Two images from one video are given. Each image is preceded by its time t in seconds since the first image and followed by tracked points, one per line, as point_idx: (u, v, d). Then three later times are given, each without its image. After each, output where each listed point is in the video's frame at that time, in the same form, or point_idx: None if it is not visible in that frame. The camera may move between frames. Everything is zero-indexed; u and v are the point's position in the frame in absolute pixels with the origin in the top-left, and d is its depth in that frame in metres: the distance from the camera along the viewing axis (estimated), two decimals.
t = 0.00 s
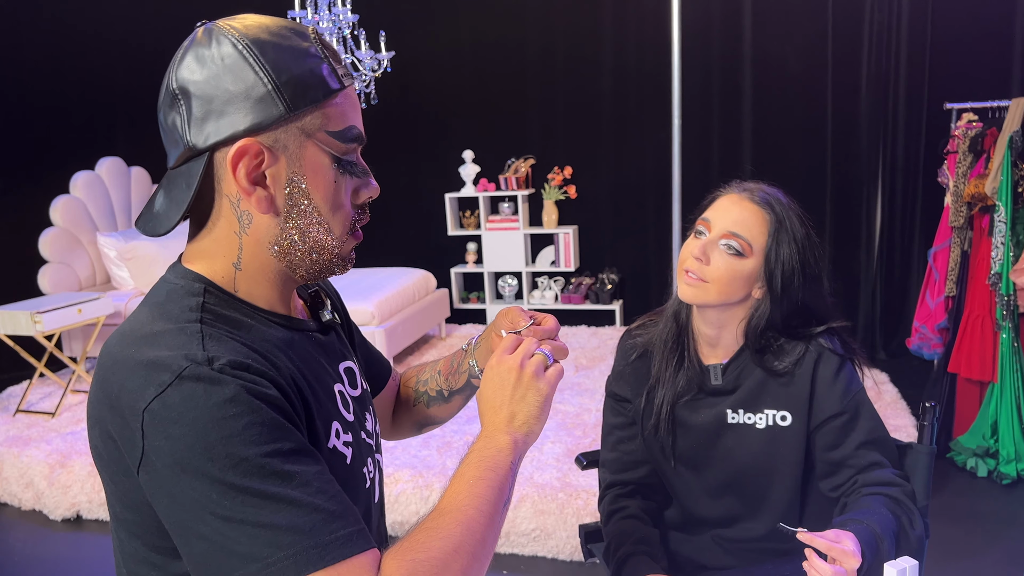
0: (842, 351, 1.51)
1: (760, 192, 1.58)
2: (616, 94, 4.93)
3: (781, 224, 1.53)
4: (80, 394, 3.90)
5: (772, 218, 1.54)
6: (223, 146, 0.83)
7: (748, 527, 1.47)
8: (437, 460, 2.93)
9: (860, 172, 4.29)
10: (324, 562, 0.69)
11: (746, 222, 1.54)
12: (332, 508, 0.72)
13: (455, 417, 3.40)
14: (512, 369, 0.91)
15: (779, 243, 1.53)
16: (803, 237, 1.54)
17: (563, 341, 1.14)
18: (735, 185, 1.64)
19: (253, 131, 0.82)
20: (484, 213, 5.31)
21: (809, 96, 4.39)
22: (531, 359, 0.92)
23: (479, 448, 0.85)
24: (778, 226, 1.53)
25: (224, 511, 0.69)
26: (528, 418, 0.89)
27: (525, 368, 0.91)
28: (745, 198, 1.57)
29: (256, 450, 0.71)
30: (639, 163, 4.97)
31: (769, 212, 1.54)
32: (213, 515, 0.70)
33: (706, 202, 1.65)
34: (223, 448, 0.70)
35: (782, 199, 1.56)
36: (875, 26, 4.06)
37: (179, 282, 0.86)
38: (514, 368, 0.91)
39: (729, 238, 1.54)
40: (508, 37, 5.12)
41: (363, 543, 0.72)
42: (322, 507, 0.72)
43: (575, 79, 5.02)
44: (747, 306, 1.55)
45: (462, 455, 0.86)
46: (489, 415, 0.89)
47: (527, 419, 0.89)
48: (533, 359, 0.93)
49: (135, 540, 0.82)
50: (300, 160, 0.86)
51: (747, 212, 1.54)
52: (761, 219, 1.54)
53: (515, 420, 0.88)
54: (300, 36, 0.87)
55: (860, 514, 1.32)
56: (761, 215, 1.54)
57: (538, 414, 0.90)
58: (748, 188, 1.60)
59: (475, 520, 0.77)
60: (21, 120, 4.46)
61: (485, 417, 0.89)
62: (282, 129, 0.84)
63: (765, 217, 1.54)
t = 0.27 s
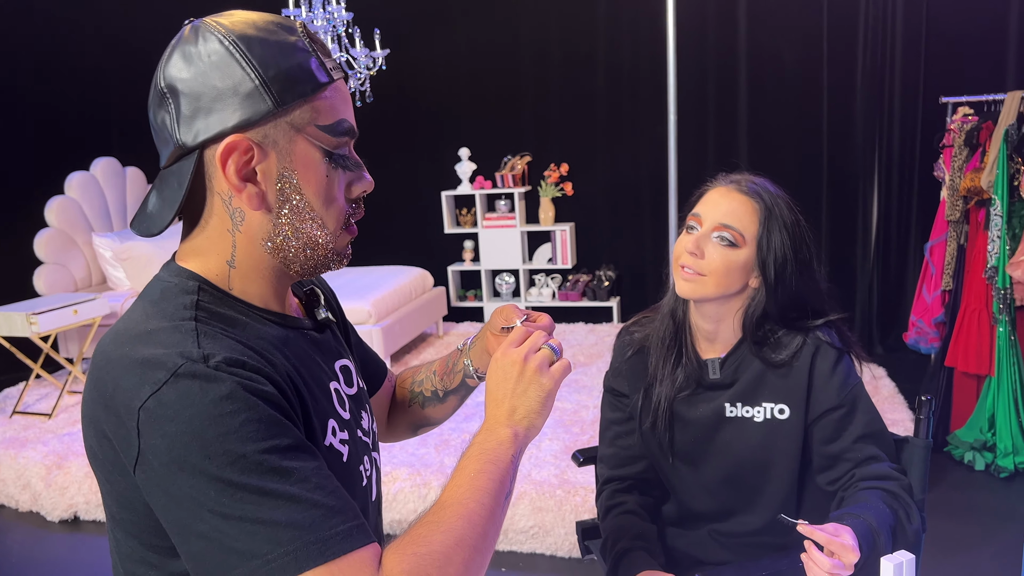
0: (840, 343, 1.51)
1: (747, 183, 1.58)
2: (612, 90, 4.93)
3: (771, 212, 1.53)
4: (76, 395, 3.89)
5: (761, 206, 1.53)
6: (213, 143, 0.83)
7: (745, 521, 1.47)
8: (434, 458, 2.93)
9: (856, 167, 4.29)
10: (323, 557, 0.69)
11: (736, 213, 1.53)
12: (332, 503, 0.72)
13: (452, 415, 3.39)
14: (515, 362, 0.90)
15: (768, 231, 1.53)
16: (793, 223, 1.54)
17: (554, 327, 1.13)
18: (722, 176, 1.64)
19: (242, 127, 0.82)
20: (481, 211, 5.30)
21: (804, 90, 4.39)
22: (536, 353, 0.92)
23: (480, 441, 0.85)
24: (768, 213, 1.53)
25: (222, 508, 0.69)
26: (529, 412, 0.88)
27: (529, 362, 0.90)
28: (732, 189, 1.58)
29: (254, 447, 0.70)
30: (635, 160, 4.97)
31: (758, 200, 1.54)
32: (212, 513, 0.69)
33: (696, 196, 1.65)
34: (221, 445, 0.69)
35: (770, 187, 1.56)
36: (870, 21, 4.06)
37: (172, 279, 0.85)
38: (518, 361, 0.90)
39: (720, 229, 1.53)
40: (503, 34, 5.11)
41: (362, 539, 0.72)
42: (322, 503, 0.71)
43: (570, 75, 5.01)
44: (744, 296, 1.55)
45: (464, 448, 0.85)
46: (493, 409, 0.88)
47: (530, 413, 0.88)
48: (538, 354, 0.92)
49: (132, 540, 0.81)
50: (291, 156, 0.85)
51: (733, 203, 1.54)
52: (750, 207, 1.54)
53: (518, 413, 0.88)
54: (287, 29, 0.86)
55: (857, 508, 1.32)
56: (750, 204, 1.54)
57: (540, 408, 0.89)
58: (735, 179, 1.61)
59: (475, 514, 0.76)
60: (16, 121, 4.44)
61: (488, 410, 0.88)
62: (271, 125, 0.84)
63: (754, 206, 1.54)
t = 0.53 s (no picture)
0: (838, 337, 1.50)
1: (741, 175, 1.58)
2: (609, 87, 4.92)
3: (764, 204, 1.53)
4: (74, 396, 3.88)
5: (754, 198, 1.53)
6: (200, 141, 0.82)
7: (744, 515, 1.47)
8: (433, 456, 2.92)
9: (853, 162, 4.29)
10: (320, 555, 0.68)
11: (730, 205, 1.54)
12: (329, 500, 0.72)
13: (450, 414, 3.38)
14: (513, 357, 0.90)
15: (763, 221, 1.52)
16: (786, 213, 1.53)
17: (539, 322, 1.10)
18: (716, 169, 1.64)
19: (229, 124, 0.81)
20: (478, 208, 5.29)
21: (801, 85, 4.38)
22: (534, 348, 0.91)
23: (477, 437, 0.84)
24: (761, 205, 1.53)
25: (218, 507, 0.69)
26: (526, 408, 0.88)
27: (526, 357, 0.90)
28: (726, 181, 1.58)
29: (249, 445, 0.70)
30: (632, 157, 4.97)
31: (752, 191, 1.54)
32: (209, 511, 0.69)
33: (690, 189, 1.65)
34: (216, 443, 0.69)
35: (764, 178, 1.57)
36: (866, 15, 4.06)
37: (165, 279, 0.85)
38: (515, 356, 0.90)
39: (715, 222, 1.53)
40: (499, 30, 5.10)
41: (359, 535, 0.71)
42: (318, 500, 0.71)
43: (567, 72, 5.01)
44: (740, 288, 1.55)
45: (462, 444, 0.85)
46: (490, 404, 0.88)
47: (528, 407, 0.88)
48: (535, 349, 0.92)
49: (128, 541, 0.81)
50: (279, 151, 0.85)
51: (726, 195, 1.54)
52: (744, 199, 1.54)
53: (516, 408, 0.87)
54: (272, 26, 0.86)
55: (855, 503, 1.32)
56: (744, 196, 1.54)
57: (538, 403, 0.88)
58: (725, 170, 1.61)
59: (473, 510, 0.76)
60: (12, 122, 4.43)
61: (486, 406, 0.88)
62: (258, 121, 0.83)
63: (748, 198, 1.54)
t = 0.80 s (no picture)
0: (836, 329, 1.50)
1: (734, 166, 1.57)
2: (606, 83, 4.91)
3: (757, 195, 1.52)
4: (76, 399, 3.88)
5: (748, 189, 1.53)
6: (192, 145, 0.82)
7: (745, 508, 1.46)
8: (435, 454, 2.92)
9: (852, 154, 4.29)
10: (309, 552, 0.68)
11: (723, 197, 1.53)
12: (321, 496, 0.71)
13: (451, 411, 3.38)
14: (515, 352, 0.87)
15: (755, 211, 1.52)
16: (780, 203, 1.53)
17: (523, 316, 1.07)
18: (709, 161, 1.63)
19: (220, 128, 0.81)
20: (476, 206, 5.29)
21: (799, 78, 4.37)
22: (536, 341, 0.89)
23: (477, 433, 0.84)
24: (755, 196, 1.52)
25: (209, 505, 0.68)
26: (528, 404, 0.86)
27: (529, 351, 0.88)
28: (717, 172, 1.57)
29: (240, 443, 0.70)
30: (631, 152, 4.96)
31: (745, 182, 1.53)
32: (201, 510, 0.68)
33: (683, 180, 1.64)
34: (206, 441, 0.69)
35: (757, 169, 1.56)
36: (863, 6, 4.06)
37: (160, 277, 0.84)
38: (518, 350, 0.87)
39: (710, 215, 1.53)
40: (495, 27, 5.09)
41: (350, 532, 0.71)
42: (309, 497, 0.70)
43: (564, 68, 5.00)
44: (738, 279, 1.54)
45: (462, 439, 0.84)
46: (492, 400, 0.86)
47: (530, 403, 0.86)
48: (538, 342, 0.89)
49: (124, 539, 0.81)
50: (271, 154, 0.84)
51: (717, 186, 1.54)
52: (737, 189, 1.53)
53: (516, 405, 0.86)
54: (263, 24, 0.85)
55: (855, 496, 1.31)
56: (737, 187, 1.53)
57: (539, 399, 0.87)
58: (715, 163, 1.61)
59: (468, 505, 0.76)
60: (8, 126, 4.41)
61: (487, 402, 0.87)
62: (249, 124, 0.82)
63: (741, 188, 1.53)
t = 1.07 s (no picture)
0: (837, 323, 1.51)
1: (729, 164, 1.56)
2: (608, 79, 4.91)
3: (752, 193, 1.51)
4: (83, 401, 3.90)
5: (744, 187, 1.52)
6: (227, 151, 0.81)
7: (747, 505, 1.47)
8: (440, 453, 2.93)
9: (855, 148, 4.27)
10: None
11: (721, 196, 1.52)
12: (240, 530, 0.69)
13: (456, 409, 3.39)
14: (495, 433, 0.71)
15: (751, 211, 1.51)
16: (776, 199, 1.53)
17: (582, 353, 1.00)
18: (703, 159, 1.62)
19: (256, 135, 0.80)
20: (480, 204, 5.28)
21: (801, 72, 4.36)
22: (526, 419, 0.71)
23: (429, 515, 0.71)
24: (751, 194, 1.52)
25: (136, 509, 0.68)
26: (498, 493, 0.71)
27: (512, 433, 0.71)
28: (712, 172, 1.56)
29: (180, 457, 0.68)
30: (633, 149, 4.95)
31: (740, 180, 1.52)
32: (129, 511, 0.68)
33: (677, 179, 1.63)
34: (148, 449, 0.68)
35: (752, 166, 1.55)
36: None
37: (176, 274, 0.85)
38: (498, 430, 0.71)
39: (708, 217, 1.52)
40: (497, 25, 5.08)
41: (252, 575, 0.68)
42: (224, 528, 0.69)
43: (566, 65, 4.99)
44: (738, 278, 1.54)
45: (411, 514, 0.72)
46: (458, 481, 0.72)
47: (502, 493, 0.71)
48: (530, 423, 0.71)
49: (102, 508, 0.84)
50: (306, 161, 0.84)
51: (712, 185, 1.53)
52: (733, 189, 1.52)
53: (485, 493, 0.71)
54: (296, 29, 0.84)
55: (857, 489, 1.31)
56: (734, 186, 1.52)
57: (515, 488, 0.71)
58: (710, 161, 1.60)
59: None
60: (12, 130, 4.43)
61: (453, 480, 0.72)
62: (285, 131, 0.82)
63: (738, 187, 1.52)
